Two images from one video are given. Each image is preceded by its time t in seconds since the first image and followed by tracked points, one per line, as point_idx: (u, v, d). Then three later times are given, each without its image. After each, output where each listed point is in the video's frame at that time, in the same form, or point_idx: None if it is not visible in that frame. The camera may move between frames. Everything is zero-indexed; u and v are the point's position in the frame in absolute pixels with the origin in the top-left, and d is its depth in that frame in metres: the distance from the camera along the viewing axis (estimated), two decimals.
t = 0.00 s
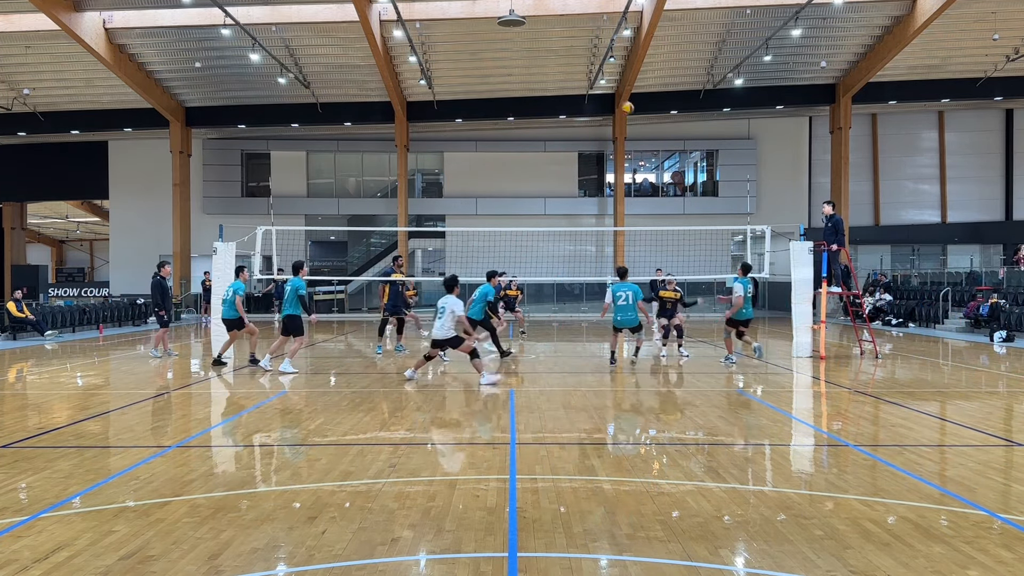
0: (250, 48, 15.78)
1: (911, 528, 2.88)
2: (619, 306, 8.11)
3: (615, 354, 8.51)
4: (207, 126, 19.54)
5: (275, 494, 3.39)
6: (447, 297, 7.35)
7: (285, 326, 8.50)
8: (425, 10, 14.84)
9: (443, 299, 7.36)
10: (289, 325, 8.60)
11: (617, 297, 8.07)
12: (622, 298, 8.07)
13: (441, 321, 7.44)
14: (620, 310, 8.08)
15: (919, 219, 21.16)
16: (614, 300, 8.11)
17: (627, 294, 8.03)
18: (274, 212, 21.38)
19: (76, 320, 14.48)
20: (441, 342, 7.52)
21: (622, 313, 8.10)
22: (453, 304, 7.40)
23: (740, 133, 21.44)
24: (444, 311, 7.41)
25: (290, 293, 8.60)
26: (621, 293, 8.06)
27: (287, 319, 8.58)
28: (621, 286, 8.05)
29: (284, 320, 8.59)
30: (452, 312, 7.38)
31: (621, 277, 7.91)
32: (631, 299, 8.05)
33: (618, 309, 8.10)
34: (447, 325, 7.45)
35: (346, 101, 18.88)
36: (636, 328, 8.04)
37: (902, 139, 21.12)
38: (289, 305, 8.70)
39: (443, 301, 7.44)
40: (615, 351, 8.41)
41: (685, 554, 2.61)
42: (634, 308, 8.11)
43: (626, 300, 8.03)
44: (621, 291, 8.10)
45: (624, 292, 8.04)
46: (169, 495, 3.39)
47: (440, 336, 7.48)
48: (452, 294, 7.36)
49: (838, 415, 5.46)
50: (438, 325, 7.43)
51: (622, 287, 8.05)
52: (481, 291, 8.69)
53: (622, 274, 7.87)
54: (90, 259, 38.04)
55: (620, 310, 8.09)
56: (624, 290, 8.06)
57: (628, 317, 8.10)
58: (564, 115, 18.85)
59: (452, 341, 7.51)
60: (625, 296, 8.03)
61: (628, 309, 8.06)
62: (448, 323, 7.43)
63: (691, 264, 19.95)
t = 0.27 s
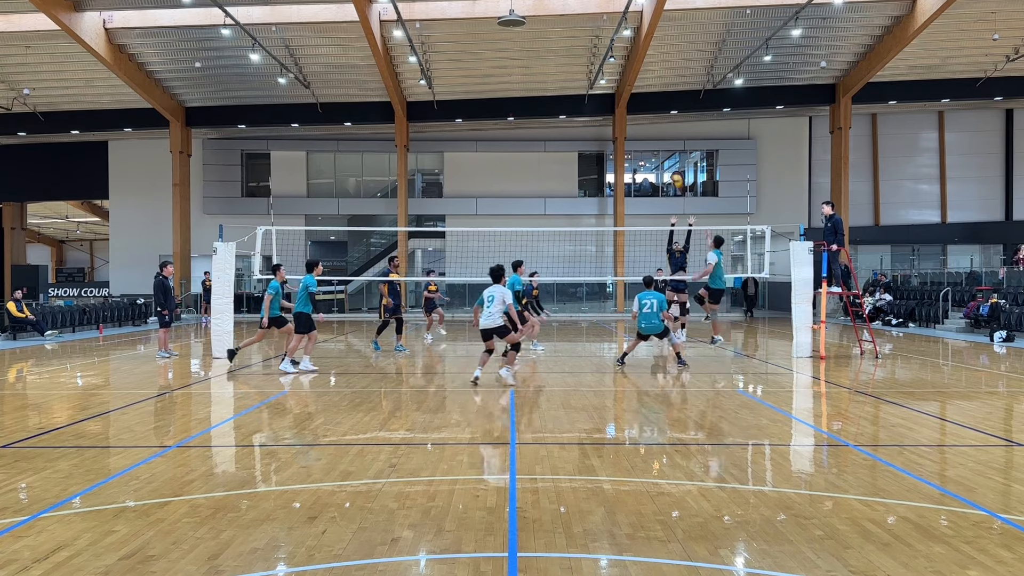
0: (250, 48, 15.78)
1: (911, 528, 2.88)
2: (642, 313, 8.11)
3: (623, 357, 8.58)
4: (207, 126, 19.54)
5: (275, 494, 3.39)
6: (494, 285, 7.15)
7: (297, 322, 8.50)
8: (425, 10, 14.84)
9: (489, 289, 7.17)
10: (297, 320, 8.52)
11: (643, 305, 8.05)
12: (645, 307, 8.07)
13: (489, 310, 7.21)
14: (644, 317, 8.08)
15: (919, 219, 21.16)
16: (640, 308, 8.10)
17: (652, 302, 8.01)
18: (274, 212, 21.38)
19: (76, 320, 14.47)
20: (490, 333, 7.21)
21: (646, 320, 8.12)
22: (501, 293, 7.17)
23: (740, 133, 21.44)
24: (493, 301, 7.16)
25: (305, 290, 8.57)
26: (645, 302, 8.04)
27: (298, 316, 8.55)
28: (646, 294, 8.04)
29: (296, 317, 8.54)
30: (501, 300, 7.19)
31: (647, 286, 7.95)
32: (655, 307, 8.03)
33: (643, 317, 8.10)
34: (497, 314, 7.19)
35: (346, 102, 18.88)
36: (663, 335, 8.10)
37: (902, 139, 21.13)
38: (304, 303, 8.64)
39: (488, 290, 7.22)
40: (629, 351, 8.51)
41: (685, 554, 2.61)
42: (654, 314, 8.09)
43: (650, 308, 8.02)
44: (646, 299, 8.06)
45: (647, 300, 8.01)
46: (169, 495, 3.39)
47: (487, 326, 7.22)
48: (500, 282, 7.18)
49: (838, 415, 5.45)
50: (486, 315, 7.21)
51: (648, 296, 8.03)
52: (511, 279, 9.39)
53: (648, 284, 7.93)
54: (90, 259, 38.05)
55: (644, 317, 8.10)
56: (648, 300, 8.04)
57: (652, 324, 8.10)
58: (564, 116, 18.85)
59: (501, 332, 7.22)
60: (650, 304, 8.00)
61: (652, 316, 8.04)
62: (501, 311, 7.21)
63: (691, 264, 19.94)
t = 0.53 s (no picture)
0: (250, 48, 15.77)
1: (911, 528, 2.88)
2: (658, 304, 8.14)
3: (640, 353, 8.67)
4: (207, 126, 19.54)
5: (275, 494, 3.39)
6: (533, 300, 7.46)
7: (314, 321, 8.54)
8: (425, 10, 14.84)
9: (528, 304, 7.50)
10: (313, 320, 8.52)
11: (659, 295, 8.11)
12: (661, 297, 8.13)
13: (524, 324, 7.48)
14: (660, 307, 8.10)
15: (919, 219, 21.16)
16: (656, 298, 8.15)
17: (667, 292, 8.05)
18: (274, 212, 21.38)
19: (76, 320, 14.46)
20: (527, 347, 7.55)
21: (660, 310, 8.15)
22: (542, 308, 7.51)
23: (740, 133, 21.44)
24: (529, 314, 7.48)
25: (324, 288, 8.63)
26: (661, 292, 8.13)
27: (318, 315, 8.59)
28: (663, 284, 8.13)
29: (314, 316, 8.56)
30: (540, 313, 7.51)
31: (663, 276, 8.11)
32: (670, 297, 8.07)
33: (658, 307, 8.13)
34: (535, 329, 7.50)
35: (346, 102, 18.88)
36: (678, 326, 8.07)
37: (902, 139, 21.13)
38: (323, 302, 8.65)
39: (528, 305, 7.54)
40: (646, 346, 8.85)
41: (685, 554, 2.61)
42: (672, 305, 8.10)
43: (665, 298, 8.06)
44: (661, 289, 8.12)
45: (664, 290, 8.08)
46: (169, 495, 3.39)
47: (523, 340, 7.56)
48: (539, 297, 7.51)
49: (838, 415, 5.45)
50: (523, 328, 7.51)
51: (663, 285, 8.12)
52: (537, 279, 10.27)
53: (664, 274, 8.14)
54: (90, 259, 38.05)
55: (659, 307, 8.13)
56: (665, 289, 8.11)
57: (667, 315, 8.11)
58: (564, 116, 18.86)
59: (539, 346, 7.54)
60: (666, 294, 8.05)
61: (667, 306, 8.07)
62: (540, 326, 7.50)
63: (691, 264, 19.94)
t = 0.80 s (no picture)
0: (250, 48, 15.77)
1: (911, 528, 2.88)
2: (671, 314, 8.11)
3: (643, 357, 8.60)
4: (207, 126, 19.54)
5: (275, 494, 3.39)
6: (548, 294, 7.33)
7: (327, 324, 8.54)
8: (425, 10, 14.84)
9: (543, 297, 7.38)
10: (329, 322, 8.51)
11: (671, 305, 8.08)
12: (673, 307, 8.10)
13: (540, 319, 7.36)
14: (672, 318, 8.09)
15: (919, 219, 21.16)
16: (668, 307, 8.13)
17: (680, 301, 8.04)
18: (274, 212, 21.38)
19: (76, 320, 14.46)
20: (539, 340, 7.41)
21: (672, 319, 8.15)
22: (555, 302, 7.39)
23: (740, 133, 21.44)
24: (546, 310, 7.35)
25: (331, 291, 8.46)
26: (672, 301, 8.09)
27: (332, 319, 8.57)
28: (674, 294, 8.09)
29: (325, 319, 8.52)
30: (556, 309, 7.37)
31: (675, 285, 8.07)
32: (683, 307, 8.05)
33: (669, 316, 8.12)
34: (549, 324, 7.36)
35: (346, 102, 18.88)
36: (690, 335, 8.08)
37: (902, 139, 21.13)
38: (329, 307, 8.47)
39: (543, 298, 7.40)
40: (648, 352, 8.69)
41: (685, 554, 2.60)
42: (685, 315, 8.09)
43: (679, 308, 8.04)
44: (673, 299, 8.09)
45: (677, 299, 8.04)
46: (169, 495, 3.39)
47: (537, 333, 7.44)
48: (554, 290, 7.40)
49: (838, 415, 5.45)
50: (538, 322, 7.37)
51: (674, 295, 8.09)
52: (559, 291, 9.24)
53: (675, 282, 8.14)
54: (90, 259, 38.06)
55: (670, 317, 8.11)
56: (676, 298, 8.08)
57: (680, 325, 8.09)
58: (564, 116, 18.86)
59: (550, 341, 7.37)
60: (679, 303, 8.03)
61: (681, 316, 8.06)
62: (556, 320, 7.37)
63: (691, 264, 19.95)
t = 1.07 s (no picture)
0: (250, 48, 15.77)
1: (911, 528, 2.88)
2: (682, 303, 8.10)
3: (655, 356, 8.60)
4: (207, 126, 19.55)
5: (275, 494, 3.39)
6: (554, 282, 7.53)
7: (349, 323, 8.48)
8: (425, 10, 14.84)
9: (549, 285, 7.54)
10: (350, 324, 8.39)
11: (681, 294, 8.07)
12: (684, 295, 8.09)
13: (547, 307, 7.52)
14: (683, 307, 8.09)
15: (919, 219, 21.17)
16: (678, 297, 8.11)
17: (691, 290, 8.04)
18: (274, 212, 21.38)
19: (76, 320, 14.46)
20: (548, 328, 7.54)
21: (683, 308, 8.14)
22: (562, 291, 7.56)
23: (740, 133, 21.44)
24: (552, 297, 7.51)
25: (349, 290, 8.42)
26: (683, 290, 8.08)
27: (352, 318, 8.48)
28: (683, 282, 8.08)
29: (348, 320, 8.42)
30: (562, 297, 7.54)
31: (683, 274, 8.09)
32: (694, 295, 8.06)
33: (680, 305, 8.12)
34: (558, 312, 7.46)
35: (346, 102, 18.88)
36: (699, 326, 8.13)
37: (902, 139, 21.13)
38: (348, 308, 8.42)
39: (550, 287, 7.57)
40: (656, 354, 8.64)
41: (685, 554, 2.60)
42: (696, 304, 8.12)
43: (690, 296, 8.04)
44: (684, 287, 8.07)
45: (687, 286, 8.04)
46: (169, 495, 3.39)
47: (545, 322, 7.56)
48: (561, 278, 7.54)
49: (838, 415, 5.45)
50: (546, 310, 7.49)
51: (684, 283, 8.09)
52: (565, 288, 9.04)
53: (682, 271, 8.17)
54: (90, 259, 38.06)
55: (680, 307, 8.11)
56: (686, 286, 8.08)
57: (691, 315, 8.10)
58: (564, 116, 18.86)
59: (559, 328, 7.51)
60: (690, 292, 8.02)
61: (693, 305, 8.07)
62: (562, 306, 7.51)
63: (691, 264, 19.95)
